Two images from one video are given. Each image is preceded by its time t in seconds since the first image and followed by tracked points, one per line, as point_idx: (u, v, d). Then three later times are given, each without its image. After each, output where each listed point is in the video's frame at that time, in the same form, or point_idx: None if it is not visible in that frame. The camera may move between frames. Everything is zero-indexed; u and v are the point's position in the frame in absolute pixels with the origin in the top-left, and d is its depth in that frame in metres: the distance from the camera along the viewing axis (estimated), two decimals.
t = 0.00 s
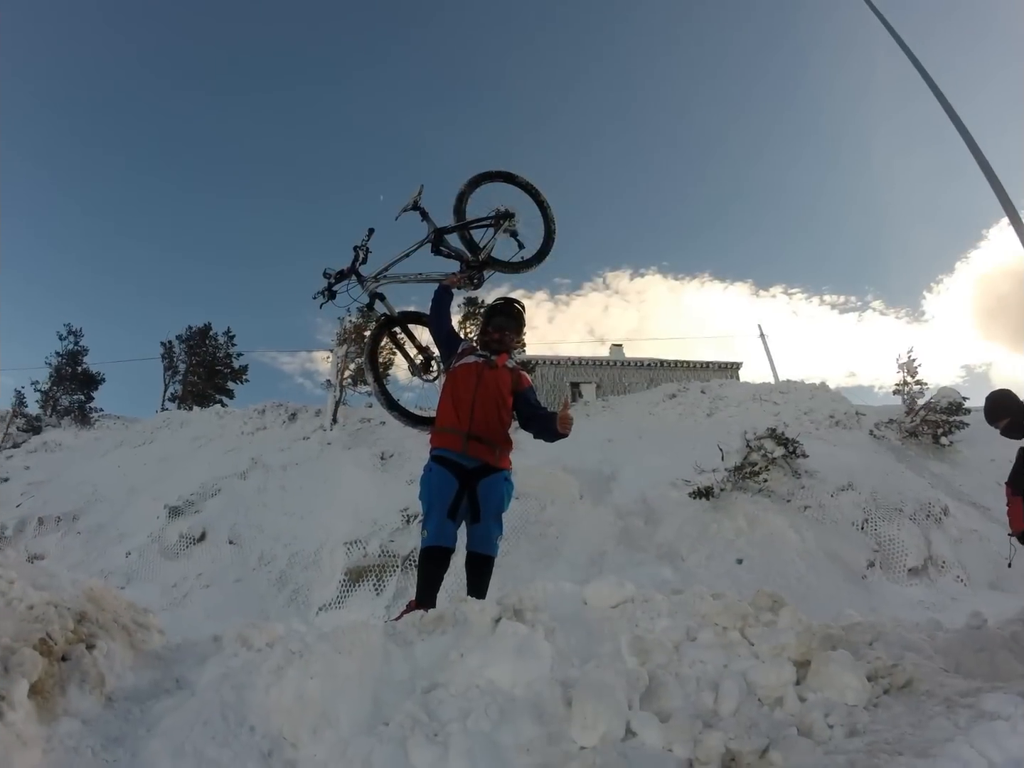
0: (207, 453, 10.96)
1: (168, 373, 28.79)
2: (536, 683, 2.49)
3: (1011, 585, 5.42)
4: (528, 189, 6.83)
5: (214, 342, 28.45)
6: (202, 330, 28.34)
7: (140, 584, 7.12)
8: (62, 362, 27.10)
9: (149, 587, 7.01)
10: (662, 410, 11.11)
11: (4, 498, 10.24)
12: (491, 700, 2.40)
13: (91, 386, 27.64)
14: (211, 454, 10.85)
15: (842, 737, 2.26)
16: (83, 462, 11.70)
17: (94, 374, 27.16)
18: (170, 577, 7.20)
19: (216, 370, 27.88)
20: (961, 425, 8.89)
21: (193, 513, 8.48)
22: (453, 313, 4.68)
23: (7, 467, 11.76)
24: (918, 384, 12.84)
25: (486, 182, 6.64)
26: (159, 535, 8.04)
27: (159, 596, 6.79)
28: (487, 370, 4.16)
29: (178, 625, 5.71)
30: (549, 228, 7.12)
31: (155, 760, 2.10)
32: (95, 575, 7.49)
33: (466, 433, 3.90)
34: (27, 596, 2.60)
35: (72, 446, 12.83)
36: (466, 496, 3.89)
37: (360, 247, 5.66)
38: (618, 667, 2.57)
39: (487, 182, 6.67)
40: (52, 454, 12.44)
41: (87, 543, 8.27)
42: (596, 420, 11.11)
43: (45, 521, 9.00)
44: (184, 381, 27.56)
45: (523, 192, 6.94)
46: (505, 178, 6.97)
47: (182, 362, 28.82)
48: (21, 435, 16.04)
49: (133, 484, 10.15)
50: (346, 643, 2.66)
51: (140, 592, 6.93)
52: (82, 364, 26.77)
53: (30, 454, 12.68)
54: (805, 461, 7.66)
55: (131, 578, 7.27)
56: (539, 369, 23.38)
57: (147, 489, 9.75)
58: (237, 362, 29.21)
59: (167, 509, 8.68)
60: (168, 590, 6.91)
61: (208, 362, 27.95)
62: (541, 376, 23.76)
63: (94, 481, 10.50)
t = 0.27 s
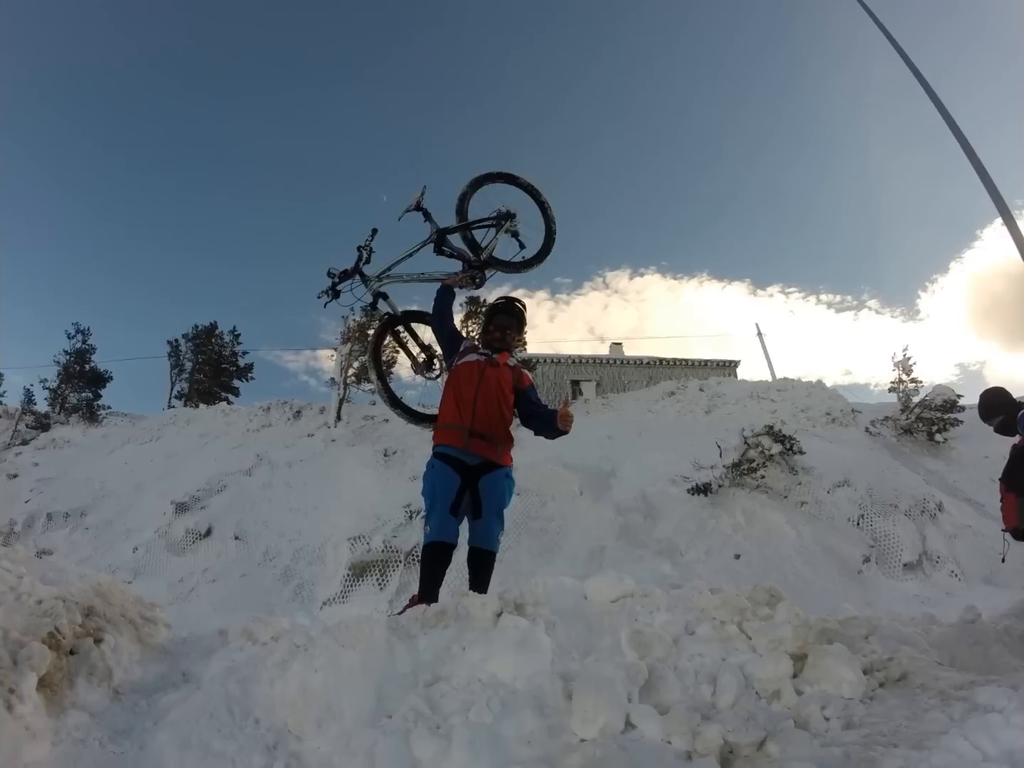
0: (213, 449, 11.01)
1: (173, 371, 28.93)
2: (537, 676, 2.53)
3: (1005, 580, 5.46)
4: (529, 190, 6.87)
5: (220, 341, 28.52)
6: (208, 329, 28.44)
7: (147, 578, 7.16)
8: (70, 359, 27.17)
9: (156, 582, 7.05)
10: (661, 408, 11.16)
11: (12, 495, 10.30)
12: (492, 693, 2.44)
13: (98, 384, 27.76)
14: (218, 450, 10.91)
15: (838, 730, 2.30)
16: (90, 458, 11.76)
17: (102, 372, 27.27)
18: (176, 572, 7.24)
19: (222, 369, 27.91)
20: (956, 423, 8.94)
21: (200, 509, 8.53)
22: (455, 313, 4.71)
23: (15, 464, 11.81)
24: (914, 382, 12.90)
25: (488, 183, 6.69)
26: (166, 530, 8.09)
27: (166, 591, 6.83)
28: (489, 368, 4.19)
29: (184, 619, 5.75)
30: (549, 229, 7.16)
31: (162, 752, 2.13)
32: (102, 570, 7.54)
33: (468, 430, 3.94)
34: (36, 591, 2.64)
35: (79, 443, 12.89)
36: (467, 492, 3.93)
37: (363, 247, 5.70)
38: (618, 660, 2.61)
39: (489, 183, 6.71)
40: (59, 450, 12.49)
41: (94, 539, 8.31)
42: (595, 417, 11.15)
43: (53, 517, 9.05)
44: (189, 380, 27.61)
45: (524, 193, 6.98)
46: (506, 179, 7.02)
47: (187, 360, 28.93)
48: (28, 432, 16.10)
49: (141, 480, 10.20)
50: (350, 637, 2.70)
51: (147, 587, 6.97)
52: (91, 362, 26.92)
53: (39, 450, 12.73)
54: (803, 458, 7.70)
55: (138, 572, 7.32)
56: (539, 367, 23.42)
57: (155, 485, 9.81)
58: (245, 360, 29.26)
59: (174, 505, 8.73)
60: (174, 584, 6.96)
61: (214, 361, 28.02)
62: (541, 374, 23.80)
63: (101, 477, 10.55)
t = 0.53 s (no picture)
0: (219, 446, 11.07)
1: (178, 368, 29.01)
2: (538, 670, 2.56)
3: (999, 575, 5.50)
4: (531, 191, 6.92)
5: (226, 338, 28.55)
6: (213, 327, 28.50)
7: (155, 572, 7.21)
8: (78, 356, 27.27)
9: (163, 576, 7.10)
10: (661, 405, 11.20)
11: (21, 491, 10.36)
12: (494, 686, 2.48)
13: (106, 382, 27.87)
14: (223, 447, 10.96)
15: (834, 722, 2.34)
16: (98, 455, 11.81)
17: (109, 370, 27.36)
18: (183, 566, 7.29)
19: (228, 367, 27.96)
20: (951, 419, 8.99)
21: (206, 505, 8.57)
22: (457, 311, 4.75)
23: (23, 460, 11.87)
24: (909, 380, 12.96)
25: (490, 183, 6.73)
26: (173, 525, 8.13)
27: (172, 585, 6.88)
28: (491, 366, 4.23)
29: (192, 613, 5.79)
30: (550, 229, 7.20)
31: (169, 744, 2.17)
32: (109, 564, 7.58)
33: (470, 427, 3.97)
34: (45, 586, 2.68)
35: (87, 439, 12.94)
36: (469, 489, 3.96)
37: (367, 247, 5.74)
38: (618, 654, 2.64)
39: (491, 184, 6.75)
40: (66, 447, 12.55)
41: (102, 534, 8.36)
42: (595, 415, 11.20)
43: (62, 512, 9.11)
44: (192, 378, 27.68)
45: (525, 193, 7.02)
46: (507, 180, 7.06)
47: (193, 358, 28.99)
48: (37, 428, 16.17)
49: (147, 476, 10.25)
50: (353, 631, 2.73)
51: (154, 581, 7.02)
52: (99, 359, 27.03)
53: (47, 447, 12.79)
54: (800, 454, 7.74)
55: (145, 567, 7.36)
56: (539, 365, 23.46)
57: (162, 481, 9.86)
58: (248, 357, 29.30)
59: (180, 500, 8.79)
60: (181, 579, 7.00)
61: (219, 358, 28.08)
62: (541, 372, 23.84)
63: (108, 473, 10.60)
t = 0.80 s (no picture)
0: (225, 443, 11.12)
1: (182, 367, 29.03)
2: (538, 664, 2.60)
3: (994, 570, 5.54)
4: (531, 191, 6.95)
5: (231, 337, 28.57)
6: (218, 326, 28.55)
7: (161, 568, 7.25)
8: (85, 355, 27.32)
9: (170, 572, 7.14)
10: (660, 403, 11.24)
11: (30, 487, 10.42)
12: (495, 680, 2.52)
13: (113, 381, 27.95)
14: (228, 444, 11.00)
15: (831, 715, 2.37)
16: (104, 452, 11.87)
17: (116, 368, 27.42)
18: (189, 562, 7.33)
19: (233, 366, 28.00)
20: (947, 417, 9.03)
21: (211, 501, 8.62)
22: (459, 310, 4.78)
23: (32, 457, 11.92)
24: (906, 377, 13.01)
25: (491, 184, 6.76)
26: (179, 521, 8.18)
27: (178, 581, 6.92)
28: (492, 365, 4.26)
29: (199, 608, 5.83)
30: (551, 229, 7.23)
31: (175, 738, 2.20)
32: (116, 560, 7.62)
33: (472, 425, 4.01)
34: (52, 581, 2.71)
35: (94, 436, 13.01)
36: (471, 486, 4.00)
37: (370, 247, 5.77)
38: (617, 649, 2.68)
39: (492, 184, 6.78)
40: (74, 443, 12.61)
41: (110, 529, 8.41)
42: (595, 412, 11.23)
43: (69, 508, 9.16)
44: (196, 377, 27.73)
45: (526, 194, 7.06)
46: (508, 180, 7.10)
47: (198, 356, 29.03)
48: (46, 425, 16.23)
49: (154, 472, 10.30)
50: (356, 625, 2.77)
51: (160, 576, 7.06)
52: (107, 357, 27.12)
53: (55, 443, 12.85)
54: (798, 451, 7.78)
55: (151, 563, 7.40)
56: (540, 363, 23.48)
57: (169, 477, 9.92)
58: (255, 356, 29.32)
59: (186, 497, 8.83)
60: (187, 575, 7.04)
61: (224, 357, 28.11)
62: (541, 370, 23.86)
63: (116, 470, 10.66)
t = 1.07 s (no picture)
0: (231, 439, 11.17)
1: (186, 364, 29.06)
2: (539, 657, 2.64)
3: (988, 565, 5.58)
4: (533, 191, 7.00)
5: (234, 334, 28.61)
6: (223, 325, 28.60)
7: (168, 562, 7.30)
8: (94, 352, 27.39)
9: (177, 566, 7.19)
10: (659, 400, 11.27)
11: (39, 483, 10.47)
12: (497, 673, 2.56)
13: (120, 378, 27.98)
14: (235, 440, 11.05)
15: (827, 708, 2.41)
16: (111, 448, 11.92)
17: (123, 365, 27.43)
18: (197, 557, 7.37)
19: (238, 363, 27.99)
20: (940, 414, 9.08)
21: (217, 497, 8.66)
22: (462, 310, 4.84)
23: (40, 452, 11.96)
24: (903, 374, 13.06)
25: (493, 184, 6.80)
26: (186, 517, 8.22)
27: (185, 575, 6.96)
28: (494, 363, 4.30)
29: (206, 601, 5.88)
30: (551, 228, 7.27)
31: (183, 729, 2.24)
32: (124, 555, 7.67)
33: (473, 422, 4.05)
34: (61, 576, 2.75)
35: (102, 433, 13.06)
36: (473, 482, 4.04)
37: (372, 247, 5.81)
38: (617, 642, 2.71)
39: (493, 184, 6.82)
40: (81, 439, 12.65)
41: (118, 524, 8.46)
42: (595, 409, 11.27)
43: (77, 504, 9.21)
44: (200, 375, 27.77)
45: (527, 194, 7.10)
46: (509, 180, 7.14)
47: (204, 354, 29.07)
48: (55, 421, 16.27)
49: (161, 468, 10.34)
50: (359, 619, 2.80)
51: (168, 571, 7.10)
52: (115, 354, 27.21)
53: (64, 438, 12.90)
54: (796, 448, 7.82)
55: (159, 557, 7.44)
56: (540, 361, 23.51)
57: (175, 473, 9.96)
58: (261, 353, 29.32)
59: (193, 493, 8.88)
60: (193, 569, 7.08)
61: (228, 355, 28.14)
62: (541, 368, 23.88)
63: (123, 466, 10.71)
